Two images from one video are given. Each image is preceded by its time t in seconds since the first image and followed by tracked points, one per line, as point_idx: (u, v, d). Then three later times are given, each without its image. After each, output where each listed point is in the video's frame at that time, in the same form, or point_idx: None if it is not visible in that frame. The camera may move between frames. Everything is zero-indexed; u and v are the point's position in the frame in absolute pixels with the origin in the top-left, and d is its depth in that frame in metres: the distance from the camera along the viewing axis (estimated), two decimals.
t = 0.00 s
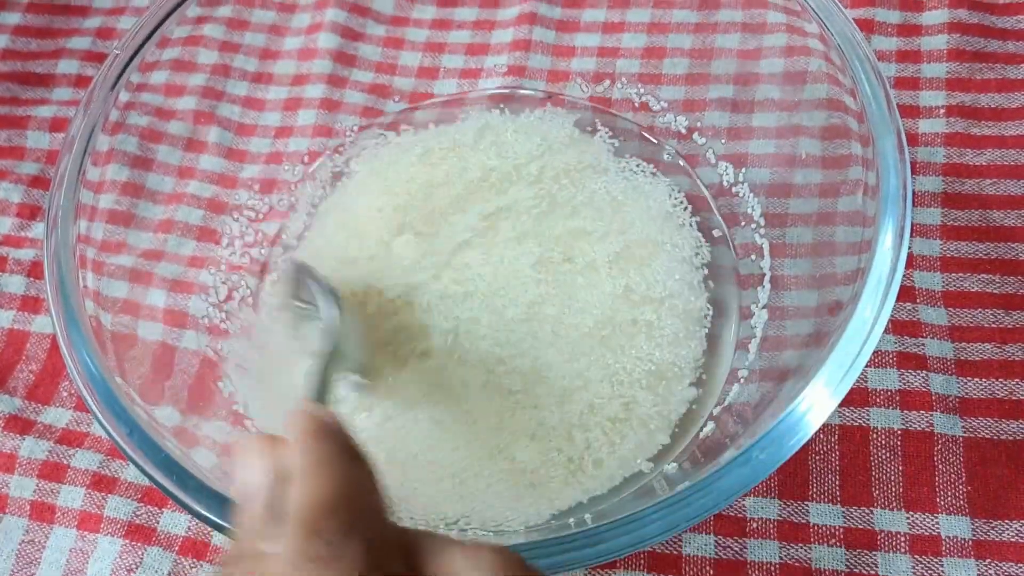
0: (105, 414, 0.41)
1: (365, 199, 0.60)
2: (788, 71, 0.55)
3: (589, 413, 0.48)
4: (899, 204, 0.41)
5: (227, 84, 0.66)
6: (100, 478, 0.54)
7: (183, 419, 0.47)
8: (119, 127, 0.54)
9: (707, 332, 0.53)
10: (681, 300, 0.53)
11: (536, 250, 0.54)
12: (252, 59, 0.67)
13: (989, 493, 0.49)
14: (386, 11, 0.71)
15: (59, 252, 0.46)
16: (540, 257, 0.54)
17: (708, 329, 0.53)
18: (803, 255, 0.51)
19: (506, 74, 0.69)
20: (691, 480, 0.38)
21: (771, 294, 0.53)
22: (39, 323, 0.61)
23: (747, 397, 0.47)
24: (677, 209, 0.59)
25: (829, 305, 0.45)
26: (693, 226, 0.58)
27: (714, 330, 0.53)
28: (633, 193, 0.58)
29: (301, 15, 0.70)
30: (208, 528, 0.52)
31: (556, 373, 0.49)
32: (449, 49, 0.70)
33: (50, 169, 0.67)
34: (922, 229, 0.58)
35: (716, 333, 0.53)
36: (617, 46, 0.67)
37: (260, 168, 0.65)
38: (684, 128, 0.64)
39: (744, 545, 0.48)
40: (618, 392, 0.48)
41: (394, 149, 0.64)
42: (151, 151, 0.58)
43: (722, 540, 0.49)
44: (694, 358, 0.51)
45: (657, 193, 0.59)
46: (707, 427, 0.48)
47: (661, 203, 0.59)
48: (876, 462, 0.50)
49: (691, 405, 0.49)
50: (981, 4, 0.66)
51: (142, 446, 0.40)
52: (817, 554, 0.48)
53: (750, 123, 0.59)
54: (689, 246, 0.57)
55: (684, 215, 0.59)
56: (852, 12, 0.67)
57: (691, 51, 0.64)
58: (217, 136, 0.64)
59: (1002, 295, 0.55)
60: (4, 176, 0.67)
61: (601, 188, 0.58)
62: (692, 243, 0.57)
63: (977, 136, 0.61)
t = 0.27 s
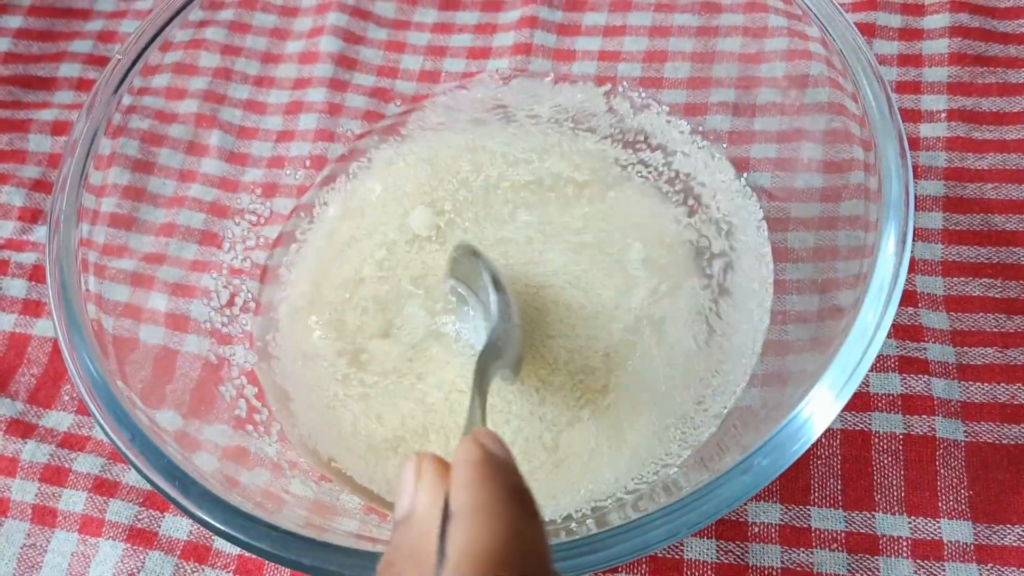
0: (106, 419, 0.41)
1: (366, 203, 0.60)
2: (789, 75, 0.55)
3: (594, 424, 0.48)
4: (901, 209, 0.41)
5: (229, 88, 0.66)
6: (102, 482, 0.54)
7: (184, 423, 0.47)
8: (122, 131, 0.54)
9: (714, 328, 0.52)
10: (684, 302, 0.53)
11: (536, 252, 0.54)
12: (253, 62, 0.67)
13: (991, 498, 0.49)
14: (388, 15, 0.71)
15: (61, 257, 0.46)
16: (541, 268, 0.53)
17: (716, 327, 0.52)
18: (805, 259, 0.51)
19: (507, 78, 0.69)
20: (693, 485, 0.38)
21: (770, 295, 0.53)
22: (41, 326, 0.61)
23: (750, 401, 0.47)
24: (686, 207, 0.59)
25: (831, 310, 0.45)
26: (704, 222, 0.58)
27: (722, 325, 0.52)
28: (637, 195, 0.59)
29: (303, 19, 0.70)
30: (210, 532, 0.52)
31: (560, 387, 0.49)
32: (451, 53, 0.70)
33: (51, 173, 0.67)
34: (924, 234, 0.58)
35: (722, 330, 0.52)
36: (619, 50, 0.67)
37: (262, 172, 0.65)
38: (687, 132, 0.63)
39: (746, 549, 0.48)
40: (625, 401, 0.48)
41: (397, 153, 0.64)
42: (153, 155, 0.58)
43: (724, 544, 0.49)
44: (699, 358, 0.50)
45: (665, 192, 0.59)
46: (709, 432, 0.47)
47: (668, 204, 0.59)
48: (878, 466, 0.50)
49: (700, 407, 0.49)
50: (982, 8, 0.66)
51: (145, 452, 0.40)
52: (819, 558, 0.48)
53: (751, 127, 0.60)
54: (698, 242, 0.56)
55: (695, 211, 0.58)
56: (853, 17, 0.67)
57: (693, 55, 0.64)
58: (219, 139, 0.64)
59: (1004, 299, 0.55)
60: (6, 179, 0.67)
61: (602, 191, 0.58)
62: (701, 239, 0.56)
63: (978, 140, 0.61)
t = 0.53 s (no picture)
0: (110, 426, 0.41)
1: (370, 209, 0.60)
2: (793, 81, 0.55)
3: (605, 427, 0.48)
4: (906, 216, 0.41)
5: (233, 93, 0.66)
6: (105, 487, 0.54)
7: (188, 428, 0.47)
8: (126, 136, 0.54)
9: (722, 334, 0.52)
10: (695, 307, 0.52)
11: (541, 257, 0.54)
12: (256, 67, 0.67)
13: (995, 504, 0.49)
14: (392, 20, 0.71)
15: (66, 262, 0.46)
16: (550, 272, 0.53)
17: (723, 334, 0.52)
18: (809, 265, 0.52)
19: (511, 83, 0.69)
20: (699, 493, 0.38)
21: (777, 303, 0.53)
22: (45, 331, 0.61)
23: (755, 408, 0.47)
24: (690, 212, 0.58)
25: (835, 316, 0.45)
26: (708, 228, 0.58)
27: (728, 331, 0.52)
28: (643, 199, 0.58)
29: (306, 23, 0.71)
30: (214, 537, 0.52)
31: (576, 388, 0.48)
32: (454, 58, 0.70)
33: (56, 177, 0.67)
34: (927, 240, 0.58)
35: (731, 336, 0.52)
36: (622, 54, 0.67)
37: (265, 178, 0.65)
38: (689, 138, 0.64)
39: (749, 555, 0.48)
40: (635, 406, 0.48)
41: (401, 158, 0.64)
42: (157, 159, 0.58)
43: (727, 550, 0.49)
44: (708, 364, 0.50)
45: (670, 197, 0.59)
46: (715, 436, 0.48)
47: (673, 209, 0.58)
48: (882, 473, 0.50)
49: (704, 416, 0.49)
50: (986, 14, 0.66)
51: (149, 458, 0.40)
52: (822, 565, 0.48)
53: (754, 133, 0.60)
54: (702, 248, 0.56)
55: (698, 218, 0.58)
56: (857, 22, 0.67)
57: (696, 60, 0.64)
58: (222, 144, 0.64)
59: (1007, 305, 0.55)
60: (10, 183, 0.67)
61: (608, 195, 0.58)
62: (707, 246, 0.56)
63: (982, 146, 0.61)
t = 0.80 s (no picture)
0: (107, 432, 0.41)
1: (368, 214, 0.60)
2: (792, 85, 0.55)
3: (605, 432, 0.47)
4: (907, 222, 0.41)
5: (230, 97, 0.66)
6: (101, 493, 0.54)
7: (185, 434, 0.47)
8: (124, 140, 0.54)
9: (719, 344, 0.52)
10: (693, 315, 0.52)
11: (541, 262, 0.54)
12: (254, 71, 0.67)
13: (995, 510, 0.49)
14: (390, 24, 0.71)
15: (63, 267, 0.46)
16: (547, 277, 0.53)
17: (719, 342, 0.52)
18: (807, 270, 0.51)
19: (509, 87, 0.69)
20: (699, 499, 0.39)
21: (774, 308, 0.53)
22: (41, 336, 0.61)
23: (753, 415, 0.47)
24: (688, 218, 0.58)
25: (834, 322, 0.45)
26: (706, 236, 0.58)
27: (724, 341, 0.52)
28: (642, 203, 0.58)
29: (304, 27, 0.70)
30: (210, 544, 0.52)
31: (574, 394, 0.48)
32: (453, 62, 0.70)
33: (52, 181, 0.67)
34: (927, 245, 0.58)
35: (727, 347, 0.52)
36: (621, 59, 0.67)
37: (263, 182, 0.65)
38: (688, 144, 0.63)
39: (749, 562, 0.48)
40: (632, 413, 0.48)
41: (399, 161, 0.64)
42: (154, 164, 0.58)
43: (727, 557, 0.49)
44: (704, 370, 0.51)
45: (668, 202, 0.59)
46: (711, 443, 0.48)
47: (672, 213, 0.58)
48: (881, 478, 0.50)
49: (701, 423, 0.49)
50: (985, 18, 0.66)
51: (145, 465, 0.40)
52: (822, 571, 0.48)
53: (753, 138, 0.60)
54: (700, 256, 0.56)
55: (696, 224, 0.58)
56: (856, 27, 0.67)
57: (694, 65, 0.64)
58: (220, 148, 0.64)
59: (1007, 310, 0.55)
60: (7, 188, 0.66)
61: (608, 198, 0.58)
62: (704, 253, 0.56)
63: (981, 151, 0.61)
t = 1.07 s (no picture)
0: (96, 435, 0.40)
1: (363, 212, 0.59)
2: (795, 80, 0.54)
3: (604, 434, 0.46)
4: (913, 220, 0.40)
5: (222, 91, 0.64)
6: (91, 496, 0.53)
7: (176, 436, 0.46)
8: (113, 135, 0.53)
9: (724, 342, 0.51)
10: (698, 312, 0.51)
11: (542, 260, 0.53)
12: (247, 65, 0.66)
13: (1002, 513, 0.48)
14: (385, 17, 0.70)
15: (50, 265, 0.45)
16: (548, 276, 0.52)
17: (724, 340, 0.51)
18: (812, 269, 0.50)
19: (507, 82, 0.68)
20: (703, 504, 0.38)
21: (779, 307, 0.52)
22: (30, 335, 0.60)
23: (757, 416, 0.46)
24: (693, 215, 0.57)
25: (840, 322, 0.44)
26: (711, 233, 0.57)
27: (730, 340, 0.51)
28: (646, 199, 0.57)
29: (298, 20, 0.70)
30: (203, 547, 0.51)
31: (576, 394, 0.47)
32: (449, 56, 0.69)
33: (42, 178, 0.66)
34: (931, 242, 0.57)
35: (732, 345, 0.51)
36: (621, 53, 0.66)
37: (256, 178, 0.64)
38: (689, 140, 0.62)
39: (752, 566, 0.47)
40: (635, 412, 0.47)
41: (395, 158, 0.63)
42: (145, 160, 0.57)
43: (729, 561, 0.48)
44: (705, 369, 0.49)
45: (672, 198, 0.58)
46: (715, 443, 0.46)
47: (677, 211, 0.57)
48: (886, 481, 0.49)
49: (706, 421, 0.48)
50: (990, 12, 0.65)
51: (136, 468, 0.39)
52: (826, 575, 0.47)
53: (756, 133, 0.59)
54: (705, 253, 0.55)
55: (702, 222, 0.57)
56: (859, 21, 0.66)
57: (696, 60, 0.63)
58: (212, 143, 0.63)
59: (1013, 309, 0.54)
60: None
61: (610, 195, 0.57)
62: (709, 251, 0.55)
63: (986, 147, 0.60)
